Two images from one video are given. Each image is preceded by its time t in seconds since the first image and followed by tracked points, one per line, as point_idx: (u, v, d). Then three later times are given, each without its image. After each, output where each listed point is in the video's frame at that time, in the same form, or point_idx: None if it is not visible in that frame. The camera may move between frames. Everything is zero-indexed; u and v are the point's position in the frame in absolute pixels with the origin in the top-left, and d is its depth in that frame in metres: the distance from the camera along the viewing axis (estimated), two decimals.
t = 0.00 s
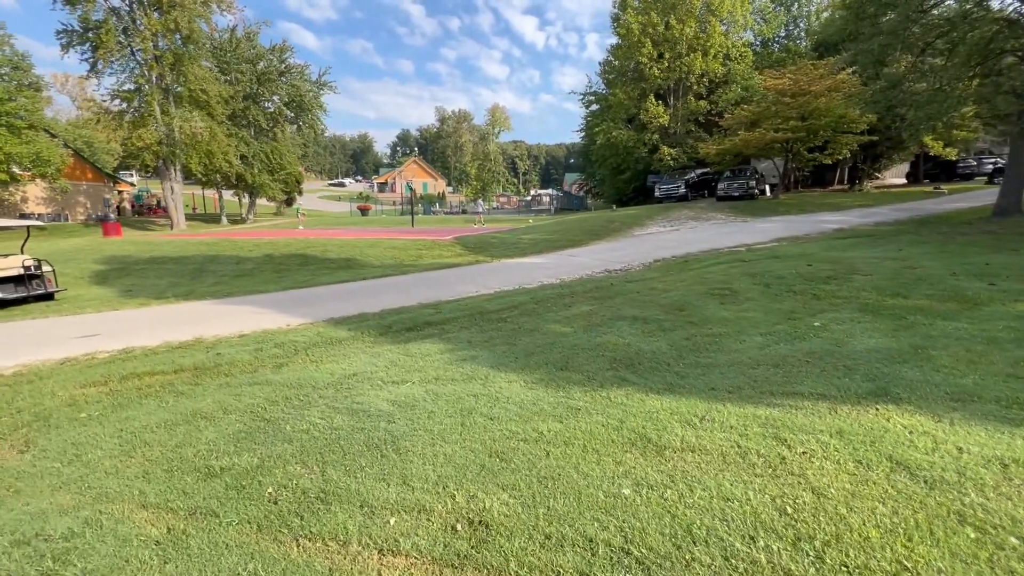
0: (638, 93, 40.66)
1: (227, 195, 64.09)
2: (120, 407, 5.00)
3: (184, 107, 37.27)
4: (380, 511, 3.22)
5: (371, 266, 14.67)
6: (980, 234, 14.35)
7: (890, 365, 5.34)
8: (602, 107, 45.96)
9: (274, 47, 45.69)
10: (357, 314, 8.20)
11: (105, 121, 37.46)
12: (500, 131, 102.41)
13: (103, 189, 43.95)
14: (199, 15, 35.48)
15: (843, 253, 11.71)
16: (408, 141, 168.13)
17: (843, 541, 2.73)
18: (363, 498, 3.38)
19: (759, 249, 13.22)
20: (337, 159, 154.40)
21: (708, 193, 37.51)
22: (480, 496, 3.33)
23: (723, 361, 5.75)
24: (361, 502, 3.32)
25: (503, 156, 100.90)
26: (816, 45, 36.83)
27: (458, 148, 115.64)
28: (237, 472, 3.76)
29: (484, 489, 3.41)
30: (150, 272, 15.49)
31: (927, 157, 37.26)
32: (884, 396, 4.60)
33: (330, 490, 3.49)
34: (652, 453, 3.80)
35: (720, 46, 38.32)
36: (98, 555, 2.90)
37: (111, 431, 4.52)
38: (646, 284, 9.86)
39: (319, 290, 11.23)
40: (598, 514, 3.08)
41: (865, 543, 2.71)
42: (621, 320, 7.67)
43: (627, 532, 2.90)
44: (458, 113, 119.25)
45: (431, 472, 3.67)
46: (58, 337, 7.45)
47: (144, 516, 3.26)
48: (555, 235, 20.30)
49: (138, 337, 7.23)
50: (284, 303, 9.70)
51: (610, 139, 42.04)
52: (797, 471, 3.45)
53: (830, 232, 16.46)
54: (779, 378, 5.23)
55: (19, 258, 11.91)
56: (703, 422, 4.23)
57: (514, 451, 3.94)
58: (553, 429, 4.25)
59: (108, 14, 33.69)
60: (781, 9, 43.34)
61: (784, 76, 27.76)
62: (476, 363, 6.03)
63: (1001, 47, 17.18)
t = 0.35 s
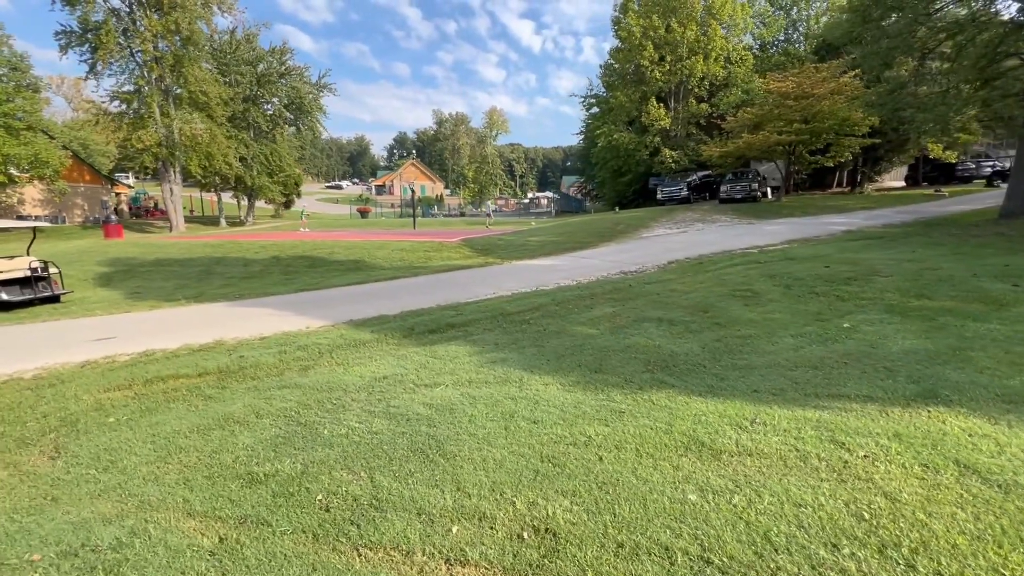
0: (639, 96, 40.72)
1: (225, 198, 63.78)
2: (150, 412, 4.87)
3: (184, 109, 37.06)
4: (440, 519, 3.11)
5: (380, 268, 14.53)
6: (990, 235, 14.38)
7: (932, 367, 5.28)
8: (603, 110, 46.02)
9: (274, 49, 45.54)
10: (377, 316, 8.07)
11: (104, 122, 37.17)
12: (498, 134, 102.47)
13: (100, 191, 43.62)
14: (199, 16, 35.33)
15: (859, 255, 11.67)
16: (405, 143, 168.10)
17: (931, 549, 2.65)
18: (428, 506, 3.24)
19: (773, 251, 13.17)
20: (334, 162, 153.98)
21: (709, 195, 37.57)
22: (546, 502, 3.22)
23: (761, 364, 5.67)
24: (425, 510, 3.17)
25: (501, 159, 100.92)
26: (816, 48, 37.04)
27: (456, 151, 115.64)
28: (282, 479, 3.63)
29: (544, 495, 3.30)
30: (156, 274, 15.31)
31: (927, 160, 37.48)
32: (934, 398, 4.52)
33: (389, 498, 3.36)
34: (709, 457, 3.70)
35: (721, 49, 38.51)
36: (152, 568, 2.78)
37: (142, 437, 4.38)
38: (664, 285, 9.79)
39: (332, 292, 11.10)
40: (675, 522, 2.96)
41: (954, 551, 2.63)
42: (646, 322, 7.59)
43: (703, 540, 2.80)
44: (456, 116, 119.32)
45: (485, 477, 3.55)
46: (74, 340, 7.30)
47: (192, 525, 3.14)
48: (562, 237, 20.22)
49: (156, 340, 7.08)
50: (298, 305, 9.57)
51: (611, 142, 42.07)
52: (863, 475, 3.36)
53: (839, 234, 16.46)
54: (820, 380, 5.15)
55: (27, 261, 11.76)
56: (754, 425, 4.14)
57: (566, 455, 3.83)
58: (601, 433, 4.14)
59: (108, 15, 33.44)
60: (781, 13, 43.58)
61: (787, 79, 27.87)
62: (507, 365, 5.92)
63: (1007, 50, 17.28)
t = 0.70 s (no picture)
0: (638, 101, 40.92)
1: (221, 202, 63.40)
2: (179, 421, 4.73)
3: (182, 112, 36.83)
4: (503, 531, 3.02)
5: (388, 273, 14.40)
6: (994, 240, 14.52)
7: (969, 372, 5.25)
8: (601, 115, 46.23)
9: (272, 53, 45.41)
10: (396, 321, 7.95)
11: (100, 126, 36.84)
12: (494, 139, 102.72)
13: (95, 196, 43.17)
14: (198, 20, 35.17)
15: (871, 260, 11.72)
16: (400, 148, 168.07)
17: (1015, 561, 2.60)
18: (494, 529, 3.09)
19: (783, 256, 13.19)
20: (329, 166, 153.44)
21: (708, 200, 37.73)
22: (613, 515, 3.12)
23: (795, 369, 5.62)
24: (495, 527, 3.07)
25: (496, 164, 101.11)
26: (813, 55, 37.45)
27: (452, 156, 115.72)
28: (329, 491, 3.51)
29: (605, 506, 3.21)
30: (159, 279, 15.12)
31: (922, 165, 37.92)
32: (979, 404, 4.49)
33: (452, 514, 3.24)
34: (765, 466, 3.64)
35: (719, 55, 38.86)
36: None
37: (174, 447, 4.25)
38: (681, 290, 9.75)
39: (343, 297, 10.96)
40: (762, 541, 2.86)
41: None
42: (670, 327, 7.53)
43: (780, 552, 2.73)
44: (452, 121, 119.53)
45: (540, 488, 3.45)
46: (87, 347, 7.13)
47: (242, 541, 3.02)
48: (567, 242, 20.20)
49: (173, 347, 6.94)
50: (312, 311, 9.44)
51: (610, 147, 42.23)
52: (927, 483, 3.31)
53: (844, 239, 16.55)
54: (858, 385, 5.11)
55: (32, 265, 11.60)
56: (803, 433, 4.09)
57: (617, 464, 3.74)
58: (650, 442, 4.06)
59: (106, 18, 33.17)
60: (777, 20, 44.05)
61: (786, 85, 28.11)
62: (537, 372, 5.83)
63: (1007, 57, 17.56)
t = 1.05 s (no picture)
0: (634, 109, 41.16)
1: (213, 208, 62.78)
2: (205, 433, 4.53)
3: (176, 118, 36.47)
4: (571, 552, 2.87)
5: (394, 280, 14.21)
6: (997, 246, 14.66)
7: (1009, 379, 5.20)
8: (597, 123, 46.46)
9: (267, 59, 45.21)
10: (414, 329, 7.78)
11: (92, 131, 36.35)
12: (488, 146, 103.01)
13: (86, 202, 42.54)
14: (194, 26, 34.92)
15: (881, 266, 11.74)
16: (393, 155, 167.96)
17: None
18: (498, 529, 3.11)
19: (792, 262, 13.20)
20: (321, 173, 152.72)
21: (705, 207, 37.96)
22: (633, 517, 3.12)
23: (831, 377, 5.53)
24: (490, 520, 3.15)
25: (490, 171, 101.27)
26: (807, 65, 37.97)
27: (445, 163, 115.75)
28: (377, 508, 3.34)
29: (673, 523, 3.07)
30: (159, 286, 14.80)
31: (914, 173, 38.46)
32: None
33: (460, 509, 3.31)
34: (827, 477, 3.52)
35: (714, 64, 39.28)
36: None
37: (203, 461, 4.05)
38: (697, 297, 9.67)
39: (352, 304, 10.76)
40: (763, 530, 2.95)
41: None
42: (694, 333, 7.42)
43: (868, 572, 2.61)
44: (445, 128, 119.83)
45: (599, 503, 3.31)
46: (94, 357, 6.87)
47: (294, 565, 2.84)
48: (570, 248, 20.15)
49: (186, 356, 6.71)
50: (324, 318, 9.22)
51: (607, 154, 42.41)
52: (1000, 495, 3.21)
53: (848, 245, 16.63)
54: (900, 392, 5.02)
55: (31, 271, 11.30)
56: (858, 443, 3.97)
57: (674, 477, 3.61)
58: (702, 453, 3.93)
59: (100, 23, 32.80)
60: (770, 30, 44.66)
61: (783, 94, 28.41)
62: (568, 380, 5.66)
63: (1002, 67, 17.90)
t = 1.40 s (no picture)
0: (629, 121, 41.60)
1: (203, 218, 62.14)
2: (231, 449, 4.36)
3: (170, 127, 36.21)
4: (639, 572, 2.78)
5: (398, 290, 14.07)
6: (995, 256, 14.90)
7: None
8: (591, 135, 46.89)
9: (263, 69, 45.17)
10: (430, 340, 7.66)
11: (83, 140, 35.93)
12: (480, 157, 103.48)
13: (75, 211, 41.90)
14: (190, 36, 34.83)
15: (886, 276, 11.85)
16: (385, 166, 168.00)
17: None
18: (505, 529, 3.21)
19: (796, 272, 13.32)
20: (312, 183, 152.17)
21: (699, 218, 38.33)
22: (633, 518, 3.23)
23: (861, 387, 5.50)
24: (508, 524, 3.22)
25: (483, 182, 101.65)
26: (797, 80, 38.75)
27: (437, 174, 116.01)
28: (428, 527, 3.23)
29: (738, 540, 3.00)
30: (156, 297, 14.51)
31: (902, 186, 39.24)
32: None
33: (456, 509, 3.42)
34: (882, 489, 3.47)
35: (707, 78, 39.94)
36: None
37: (236, 477, 3.90)
38: (710, 307, 9.67)
39: (360, 315, 10.60)
40: (763, 535, 3.04)
41: None
42: (713, 344, 7.39)
43: None
44: (437, 140, 120.28)
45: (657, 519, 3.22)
46: (103, 370, 6.64)
47: None
48: (571, 259, 20.15)
49: (199, 370, 6.52)
50: (334, 330, 9.06)
51: (601, 165, 42.75)
52: None
53: (847, 256, 16.83)
54: (933, 403, 5.01)
55: (29, 281, 11.03)
56: (905, 454, 3.93)
57: (727, 490, 3.53)
58: (749, 465, 3.87)
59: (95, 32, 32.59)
60: (761, 46, 45.60)
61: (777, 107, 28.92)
62: (597, 392, 5.56)
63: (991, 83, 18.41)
